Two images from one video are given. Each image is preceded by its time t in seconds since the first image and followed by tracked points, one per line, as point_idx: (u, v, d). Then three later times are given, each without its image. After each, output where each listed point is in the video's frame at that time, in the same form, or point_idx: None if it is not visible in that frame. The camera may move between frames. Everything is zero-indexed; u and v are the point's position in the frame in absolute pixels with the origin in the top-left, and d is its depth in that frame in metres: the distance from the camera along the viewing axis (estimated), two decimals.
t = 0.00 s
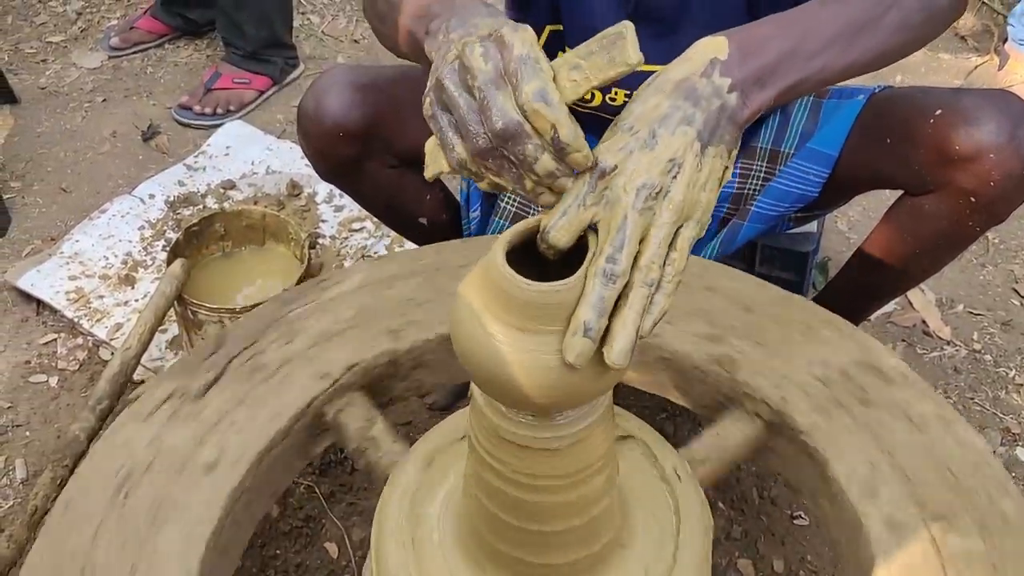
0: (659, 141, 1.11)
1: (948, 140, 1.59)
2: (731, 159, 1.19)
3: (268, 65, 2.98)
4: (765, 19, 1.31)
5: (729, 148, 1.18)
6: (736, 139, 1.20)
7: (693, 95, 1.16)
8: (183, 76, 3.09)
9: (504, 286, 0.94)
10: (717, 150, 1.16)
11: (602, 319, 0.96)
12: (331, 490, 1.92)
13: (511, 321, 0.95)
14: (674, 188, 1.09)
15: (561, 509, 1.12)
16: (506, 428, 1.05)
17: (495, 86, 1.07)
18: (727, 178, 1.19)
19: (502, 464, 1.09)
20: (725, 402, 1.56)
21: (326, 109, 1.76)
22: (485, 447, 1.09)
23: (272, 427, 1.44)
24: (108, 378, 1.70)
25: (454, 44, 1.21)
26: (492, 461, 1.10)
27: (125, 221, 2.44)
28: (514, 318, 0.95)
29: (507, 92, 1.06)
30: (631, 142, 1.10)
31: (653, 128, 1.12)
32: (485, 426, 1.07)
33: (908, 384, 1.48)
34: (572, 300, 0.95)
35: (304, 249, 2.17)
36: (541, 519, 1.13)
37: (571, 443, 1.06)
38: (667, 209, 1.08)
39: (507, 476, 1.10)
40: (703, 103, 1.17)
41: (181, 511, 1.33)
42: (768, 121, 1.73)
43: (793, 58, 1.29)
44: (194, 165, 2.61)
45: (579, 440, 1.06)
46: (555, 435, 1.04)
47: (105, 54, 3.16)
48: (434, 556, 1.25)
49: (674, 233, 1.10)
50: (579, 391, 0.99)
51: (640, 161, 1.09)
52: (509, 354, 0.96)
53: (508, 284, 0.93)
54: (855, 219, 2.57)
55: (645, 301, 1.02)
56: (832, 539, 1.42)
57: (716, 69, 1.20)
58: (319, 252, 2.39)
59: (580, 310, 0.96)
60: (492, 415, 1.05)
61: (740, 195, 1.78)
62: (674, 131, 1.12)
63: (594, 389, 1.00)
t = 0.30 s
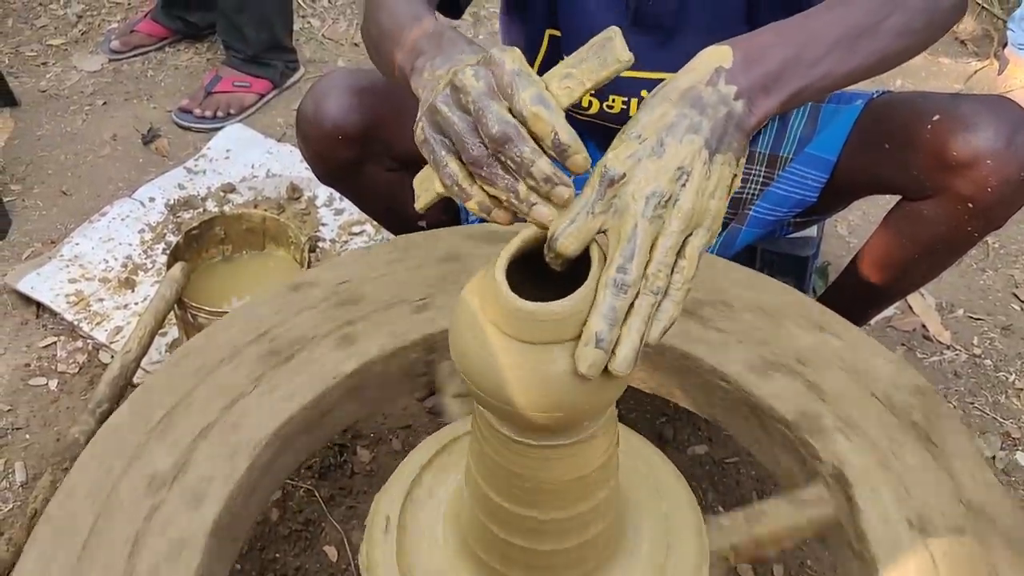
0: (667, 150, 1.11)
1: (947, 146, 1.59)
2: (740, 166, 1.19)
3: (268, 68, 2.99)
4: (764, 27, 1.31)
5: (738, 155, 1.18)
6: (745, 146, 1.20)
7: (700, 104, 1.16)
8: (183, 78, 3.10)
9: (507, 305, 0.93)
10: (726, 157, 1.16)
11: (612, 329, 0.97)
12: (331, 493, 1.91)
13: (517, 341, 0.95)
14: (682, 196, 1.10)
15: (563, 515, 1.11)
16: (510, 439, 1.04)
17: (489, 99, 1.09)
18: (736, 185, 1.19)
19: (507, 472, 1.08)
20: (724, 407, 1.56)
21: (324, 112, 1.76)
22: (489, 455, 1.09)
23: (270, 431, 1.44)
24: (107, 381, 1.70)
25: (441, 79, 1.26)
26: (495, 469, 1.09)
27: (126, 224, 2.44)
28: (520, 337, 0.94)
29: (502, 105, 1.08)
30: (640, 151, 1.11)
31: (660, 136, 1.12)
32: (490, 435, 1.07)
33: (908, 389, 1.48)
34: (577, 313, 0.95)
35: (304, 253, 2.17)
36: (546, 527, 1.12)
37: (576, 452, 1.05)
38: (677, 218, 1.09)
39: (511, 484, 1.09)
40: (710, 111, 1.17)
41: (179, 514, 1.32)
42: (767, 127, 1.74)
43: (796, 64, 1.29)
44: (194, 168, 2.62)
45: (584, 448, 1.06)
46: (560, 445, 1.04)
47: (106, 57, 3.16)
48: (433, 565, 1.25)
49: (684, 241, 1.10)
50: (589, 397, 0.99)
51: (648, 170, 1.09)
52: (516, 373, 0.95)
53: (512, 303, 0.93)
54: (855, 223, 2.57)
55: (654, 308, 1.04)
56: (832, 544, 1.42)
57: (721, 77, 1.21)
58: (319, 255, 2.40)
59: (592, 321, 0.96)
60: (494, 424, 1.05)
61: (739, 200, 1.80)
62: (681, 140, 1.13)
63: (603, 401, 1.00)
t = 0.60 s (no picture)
0: (669, 154, 1.13)
1: (945, 150, 1.60)
2: (741, 174, 1.20)
3: (269, 72, 2.99)
4: (765, 34, 1.32)
5: (739, 162, 1.20)
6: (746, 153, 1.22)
7: (703, 111, 1.18)
8: (184, 82, 3.10)
9: (511, 296, 0.94)
10: (727, 164, 1.18)
11: (609, 327, 0.97)
12: (331, 496, 1.92)
13: (519, 334, 0.95)
14: (682, 200, 1.11)
15: (563, 517, 1.12)
16: (510, 439, 1.05)
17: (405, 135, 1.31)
18: (736, 193, 1.20)
19: (506, 475, 1.09)
20: (724, 410, 1.56)
21: (327, 116, 1.77)
22: (488, 459, 1.10)
23: (271, 435, 1.44)
24: (109, 384, 1.71)
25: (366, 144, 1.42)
26: (493, 470, 1.10)
27: (126, 227, 2.45)
28: (523, 330, 0.95)
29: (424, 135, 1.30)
30: (642, 154, 1.12)
31: (663, 141, 1.14)
32: (489, 437, 1.07)
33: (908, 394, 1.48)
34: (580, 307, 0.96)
35: (305, 256, 2.17)
36: (543, 531, 1.13)
37: (573, 454, 1.06)
38: (676, 220, 1.10)
39: (509, 486, 1.10)
40: (713, 118, 1.18)
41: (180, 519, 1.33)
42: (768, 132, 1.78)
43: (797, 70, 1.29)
44: (195, 172, 2.62)
45: (582, 450, 1.07)
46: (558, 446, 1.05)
47: (106, 61, 3.17)
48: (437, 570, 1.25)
49: (681, 245, 1.11)
50: (586, 399, 0.99)
51: (650, 172, 1.11)
52: (519, 367, 0.95)
53: (515, 296, 0.93)
54: (854, 228, 2.58)
55: (650, 309, 1.04)
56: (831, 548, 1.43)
57: (725, 85, 1.22)
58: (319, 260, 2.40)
59: (588, 320, 0.97)
60: (494, 425, 1.05)
61: (739, 204, 1.81)
62: (683, 144, 1.14)
63: (598, 402, 1.00)
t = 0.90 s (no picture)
0: (662, 155, 1.13)
1: (945, 151, 1.60)
2: (734, 174, 1.21)
3: (270, 74, 2.99)
4: (762, 35, 1.32)
5: (732, 164, 1.20)
6: (738, 155, 1.22)
7: (696, 113, 1.18)
8: (184, 84, 3.11)
9: (508, 310, 0.93)
10: (720, 165, 1.18)
11: (606, 330, 0.97)
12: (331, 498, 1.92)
13: (517, 346, 0.95)
14: (675, 201, 1.11)
15: (564, 518, 1.12)
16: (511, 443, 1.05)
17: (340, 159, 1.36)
18: (729, 194, 1.20)
19: (506, 475, 1.09)
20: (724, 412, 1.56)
21: (329, 116, 1.76)
22: (489, 457, 1.09)
23: (270, 436, 1.44)
24: (109, 386, 1.71)
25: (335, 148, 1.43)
26: (494, 471, 1.10)
27: (126, 229, 2.45)
28: (521, 343, 0.94)
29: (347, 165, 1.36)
30: (636, 156, 1.12)
31: (655, 142, 1.14)
32: (491, 439, 1.07)
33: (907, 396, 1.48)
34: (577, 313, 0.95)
35: (305, 258, 2.18)
36: (542, 532, 1.13)
37: (574, 458, 1.06)
38: (671, 221, 1.10)
39: (510, 488, 1.10)
40: (705, 120, 1.18)
41: (179, 520, 1.33)
42: (768, 134, 1.79)
43: (794, 72, 1.30)
44: (196, 173, 2.63)
45: (583, 453, 1.06)
46: (557, 449, 1.04)
47: (107, 62, 3.17)
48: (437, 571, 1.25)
49: (677, 246, 1.12)
50: (585, 402, 0.99)
51: (643, 174, 1.11)
52: (519, 379, 0.95)
53: (511, 310, 0.93)
54: (854, 231, 2.58)
55: (645, 310, 1.04)
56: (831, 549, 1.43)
57: (717, 87, 1.22)
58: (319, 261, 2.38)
59: (586, 322, 0.97)
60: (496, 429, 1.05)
61: (739, 206, 1.82)
62: (676, 146, 1.14)
63: (598, 401, 1.00)
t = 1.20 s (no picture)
0: (670, 151, 1.13)
1: (944, 152, 1.60)
2: (742, 171, 1.21)
3: (270, 74, 3.00)
4: (763, 34, 1.33)
5: (740, 161, 1.20)
6: (746, 152, 1.22)
7: (703, 110, 1.18)
8: (185, 84, 3.11)
9: (517, 306, 0.93)
10: (727, 162, 1.18)
11: (616, 325, 0.97)
12: (330, 498, 1.92)
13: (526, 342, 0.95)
14: (684, 196, 1.11)
15: (567, 515, 1.12)
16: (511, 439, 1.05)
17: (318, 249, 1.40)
18: (737, 191, 1.20)
19: (507, 472, 1.09)
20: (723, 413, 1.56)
21: (328, 115, 1.77)
22: (489, 455, 1.10)
23: (270, 436, 1.44)
24: (109, 385, 1.71)
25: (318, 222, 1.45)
26: (495, 468, 1.10)
27: (126, 229, 2.46)
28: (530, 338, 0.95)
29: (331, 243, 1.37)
30: (643, 153, 1.12)
31: (663, 139, 1.14)
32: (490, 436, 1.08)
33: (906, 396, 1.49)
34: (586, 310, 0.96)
35: (305, 258, 2.18)
36: (546, 530, 1.14)
37: (569, 453, 1.06)
38: (681, 216, 1.10)
39: (511, 485, 1.10)
40: (713, 117, 1.18)
41: (179, 519, 1.33)
42: (767, 133, 1.79)
43: (795, 71, 1.30)
44: (196, 173, 2.63)
45: (580, 450, 1.07)
46: (554, 445, 1.05)
47: (107, 62, 3.17)
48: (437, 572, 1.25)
49: (684, 242, 1.12)
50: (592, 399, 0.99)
51: (652, 170, 1.11)
52: (529, 374, 0.96)
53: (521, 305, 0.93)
54: (854, 232, 2.59)
55: (654, 305, 1.04)
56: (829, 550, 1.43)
57: (724, 85, 1.22)
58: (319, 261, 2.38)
59: (596, 316, 0.97)
60: (496, 425, 1.06)
61: (738, 207, 1.83)
62: (683, 142, 1.14)
63: (606, 398, 1.00)
